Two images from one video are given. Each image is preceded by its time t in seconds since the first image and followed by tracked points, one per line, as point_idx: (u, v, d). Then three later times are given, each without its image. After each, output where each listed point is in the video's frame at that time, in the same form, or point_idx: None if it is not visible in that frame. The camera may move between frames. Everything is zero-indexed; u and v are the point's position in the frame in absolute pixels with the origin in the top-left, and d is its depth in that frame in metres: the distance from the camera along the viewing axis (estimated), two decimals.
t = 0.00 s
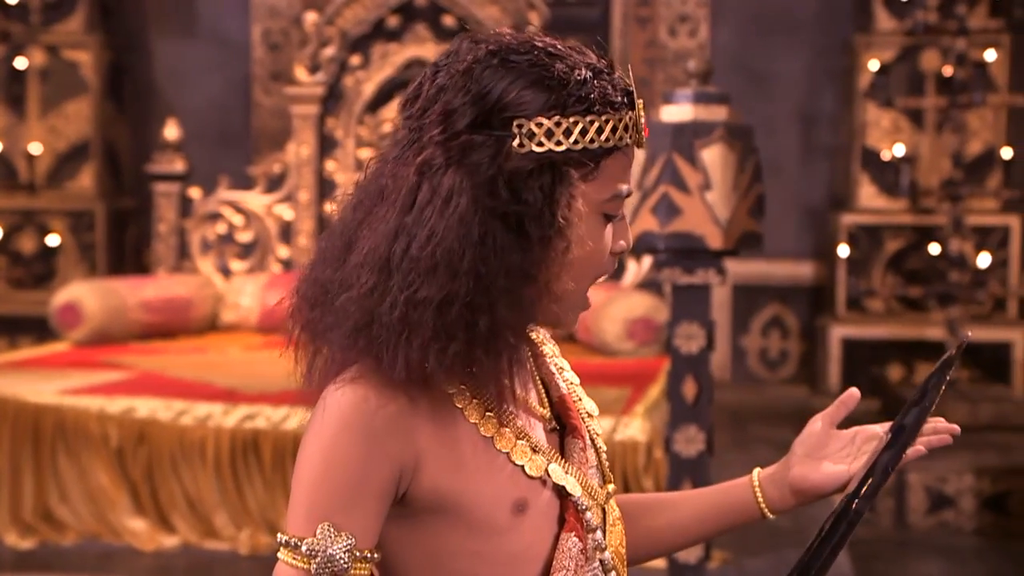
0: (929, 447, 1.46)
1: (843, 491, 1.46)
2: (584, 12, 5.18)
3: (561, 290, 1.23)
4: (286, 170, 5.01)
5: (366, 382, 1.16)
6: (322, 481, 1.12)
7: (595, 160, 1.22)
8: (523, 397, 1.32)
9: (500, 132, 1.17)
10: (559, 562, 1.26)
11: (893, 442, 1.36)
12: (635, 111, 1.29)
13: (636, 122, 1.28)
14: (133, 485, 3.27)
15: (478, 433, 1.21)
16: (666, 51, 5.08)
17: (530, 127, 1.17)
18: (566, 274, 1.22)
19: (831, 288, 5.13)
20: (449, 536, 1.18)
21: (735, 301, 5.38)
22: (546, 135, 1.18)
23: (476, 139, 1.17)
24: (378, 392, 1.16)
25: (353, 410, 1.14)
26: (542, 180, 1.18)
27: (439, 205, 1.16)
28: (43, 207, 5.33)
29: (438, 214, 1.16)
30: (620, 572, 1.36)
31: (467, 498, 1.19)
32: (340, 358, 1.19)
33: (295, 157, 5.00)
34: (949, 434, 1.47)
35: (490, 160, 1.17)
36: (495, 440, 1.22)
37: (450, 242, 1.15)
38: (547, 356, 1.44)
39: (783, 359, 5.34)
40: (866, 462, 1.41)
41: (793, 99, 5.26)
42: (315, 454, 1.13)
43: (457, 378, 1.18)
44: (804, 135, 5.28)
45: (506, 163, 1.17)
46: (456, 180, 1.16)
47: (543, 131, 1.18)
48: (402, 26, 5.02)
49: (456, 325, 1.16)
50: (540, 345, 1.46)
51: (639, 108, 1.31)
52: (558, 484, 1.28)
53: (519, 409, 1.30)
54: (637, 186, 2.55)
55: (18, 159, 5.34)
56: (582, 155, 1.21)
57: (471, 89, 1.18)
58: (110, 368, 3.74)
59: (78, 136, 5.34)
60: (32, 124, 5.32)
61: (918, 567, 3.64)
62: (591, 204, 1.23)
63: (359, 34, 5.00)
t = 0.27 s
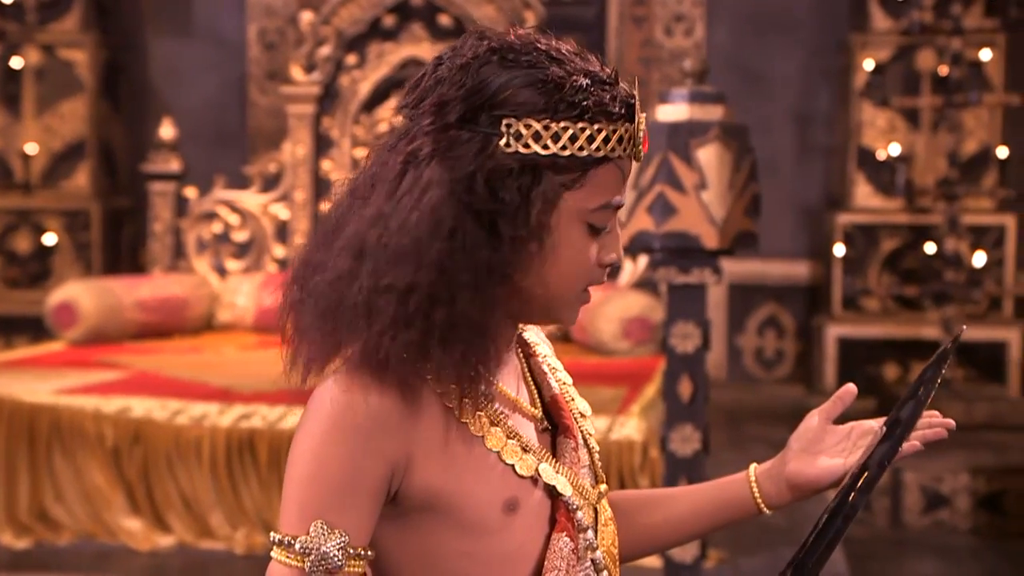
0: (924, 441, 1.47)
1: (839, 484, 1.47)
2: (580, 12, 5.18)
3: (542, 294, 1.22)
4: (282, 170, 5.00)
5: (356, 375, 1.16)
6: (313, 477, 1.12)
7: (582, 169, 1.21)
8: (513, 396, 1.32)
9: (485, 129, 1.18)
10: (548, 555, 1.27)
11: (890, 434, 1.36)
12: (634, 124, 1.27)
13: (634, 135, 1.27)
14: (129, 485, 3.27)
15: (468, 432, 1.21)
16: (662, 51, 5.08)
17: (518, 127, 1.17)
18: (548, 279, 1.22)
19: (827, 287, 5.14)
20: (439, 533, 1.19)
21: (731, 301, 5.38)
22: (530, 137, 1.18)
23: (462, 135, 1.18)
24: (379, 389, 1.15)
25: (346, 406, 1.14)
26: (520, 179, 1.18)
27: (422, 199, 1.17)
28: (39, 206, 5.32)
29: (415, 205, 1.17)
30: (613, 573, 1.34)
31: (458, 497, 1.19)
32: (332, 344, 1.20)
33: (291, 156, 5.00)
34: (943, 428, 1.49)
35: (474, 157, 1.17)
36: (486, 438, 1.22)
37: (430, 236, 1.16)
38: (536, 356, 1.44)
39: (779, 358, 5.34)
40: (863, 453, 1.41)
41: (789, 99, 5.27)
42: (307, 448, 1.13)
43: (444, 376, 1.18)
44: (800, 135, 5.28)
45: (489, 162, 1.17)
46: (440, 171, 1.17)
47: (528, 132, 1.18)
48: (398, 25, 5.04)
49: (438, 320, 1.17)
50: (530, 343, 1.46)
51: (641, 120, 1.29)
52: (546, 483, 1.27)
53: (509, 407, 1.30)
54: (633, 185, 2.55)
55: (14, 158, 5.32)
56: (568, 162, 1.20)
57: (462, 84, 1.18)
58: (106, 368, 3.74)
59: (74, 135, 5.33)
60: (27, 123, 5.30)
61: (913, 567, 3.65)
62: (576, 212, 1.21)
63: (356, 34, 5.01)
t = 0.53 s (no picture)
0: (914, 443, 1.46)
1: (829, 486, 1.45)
2: (577, 12, 5.19)
3: (512, 301, 1.21)
4: (278, 170, 5.00)
5: (342, 372, 1.16)
6: (302, 471, 1.11)
7: (559, 183, 1.19)
8: (502, 392, 1.32)
9: (463, 132, 1.17)
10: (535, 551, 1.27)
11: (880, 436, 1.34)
12: (623, 147, 1.25)
13: (622, 158, 1.25)
14: (125, 485, 3.27)
15: (457, 426, 1.22)
16: (659, 50, 5.07)
17: (498, 132, 1.16)
18: (514, 286, 1.20)
19: (823, 287, 5.15)
20: (425, 530, 1.18)
21: (728, 301, 5.38)
22: (505, 143, 1.17)
23: (443, 134, 1.17)
24: (367, 385, 1.16)
25: (335, 403, 1.13)
26: (490, 185, 1.17)
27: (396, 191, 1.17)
28: (35, 206, 5.32)
29: (390, 199, 1.16)
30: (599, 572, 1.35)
31: (446, 494, 1.19)
32: (315, 337, 1.21)
33: (288, 156, 5.00)
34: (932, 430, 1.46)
35: (451, 156, 1.16)
36: (474, 433, 1.22)
37: (399, 235, 1.15)
38: (526, 352, 1.44)
39: (775, 358, 5.34)
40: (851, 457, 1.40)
41: (786, 99, 5.27)
42: (295, 444, 1.12)
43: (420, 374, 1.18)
44: (797, 135, 5.29)
45: (462, 161, 1.16)
46: (415, 165, 1.17)
47: (504, 139, 1.17)
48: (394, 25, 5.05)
49: (408, 315, 1.16)
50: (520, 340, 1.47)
51: (636, 142, 1.27)
52: (535, 479, 1.28)
53: (499, 405, 1.30)
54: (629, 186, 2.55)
55: (10, 159, 5.32)
56: (545, 174, 1.18)
57: (451, 84, 1.18)
58: (102, 368, 3.73)
59: (70, 135, 5.33)
60: (24, 123, 5.30)
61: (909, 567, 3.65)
62: (549, 225, 1.20)
63: (352, 34, 5.02)
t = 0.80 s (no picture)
0: (904, 476, 1.41)
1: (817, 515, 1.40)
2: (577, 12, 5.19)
3: (489, 307, 1.19)
4: (280, 170, 5.00)
5: (329, 370, 1.14)
6: (294, 470, 1.11)
7: (536, 192, 1.16)
8: (496, 391, 1.28)
9: (443, 138, 1.16)
10: (521, 557, 1.24)
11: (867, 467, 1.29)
12: (609, 159, 1.20)
13: (607, 170, 1.20)
14: (126, 485, 3.27)
15: (447, 424, 1.20)
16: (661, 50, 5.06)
17: (477, 138, 1.15)
18: (492, 290, 1.18)
19: (824, 287, 5.15)
20: (417, 528, 1.17)
21: (730, 301, 5.38)
22: (479, 150, 1.15)
23: (424, 135, 1.16)
24: (358, 383, 1.13)
25: (325, 402, 1.12)
26: (462, 188, 1.15)
27: (375, 191, 1.16)
28: (37, 206, 5.33)
29: (369, 199, 1.16)
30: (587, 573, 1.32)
31: (438, 492, 1.17)
32: (290, 337, 1.18)
33: (289, 156, 5.00)
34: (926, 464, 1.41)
35: (429, 159, 1.15)
36: (465, 431, 1.21)
37: (370, 235, 1.14)
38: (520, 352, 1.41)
39: (777, 358, 5.34)
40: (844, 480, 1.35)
41: (787, 99, 5.27)
42: (286, 444, 1.12)
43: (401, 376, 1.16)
44: (799, 135, 5.29)
45: (437, 163, 1.15)
46: (395, 165, 1.16)
47: (479, 146, 1.15)
48: (396, 26, 5.06)
49: (375, 316, 1.14)
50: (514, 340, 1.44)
51: (626, 152, 1.22)
52: (524, 478, 1.25)
53: (489, 400, 1.27)
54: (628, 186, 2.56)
55: (12, 159, 5.30)
56: (521, 183, 1.16)
57: (436, 87, 1.17)
58: (102, 368, 3.74)
59: (72, 135, 5.33)
60: (26, 123, 5.30)
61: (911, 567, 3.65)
62: (526, 233, 1.17)
63: (354, 34, 5.02)
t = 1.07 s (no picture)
0: (888, 490, 1.43)
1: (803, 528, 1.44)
2: (582, 12, 5.18)
3: (476, 304, 1.22)
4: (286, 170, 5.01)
5: (327, 367, 1.18)
6: (289, 470, 1.13)
7: (526, 195, 1.18)
8: (489, 389, 1.32)
9: (438, 134, 1.18)
10: (516, 555, 1.26)
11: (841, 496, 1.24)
12: (602, 167, 1.22)
13: (598, 179, 1.22)
14: (132, 484, 3.28)
15: (441, 423, 1.22)
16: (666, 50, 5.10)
17: (469, 137, 1.17)
18: (479, 289, 1.21)
19: (831, 287, 5.14)
20: (411, 528, 1.19)
21: (736, 300, 5.38)
22: (470, 148, 1.17)
23: (420, 132, 1.19)
24: (356, 380, 1.17)
25: (321, 401, 1.15)
26: (448, 185, 1.17)
27: (368, 188, 1.20)
28: (45, 206, 5.35)
29: (363, 196, 1.20)
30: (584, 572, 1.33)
31: (432, 491, 1.20)
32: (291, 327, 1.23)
33: (295, 156, 5.01)
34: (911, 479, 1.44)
35: (421, 155, 1.18)
36: (459, 429, 1.23)
37: (358, 229, 1.19)
38: (515, 352, 1.43)
39: (783, 357, 5.34)
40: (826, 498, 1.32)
41: (793, 99, 5.27)
42: (281, 444, 1.14)
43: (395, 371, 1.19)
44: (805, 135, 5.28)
45: (429, 159, 1.18)
46: (388, 161, 1.19)
47: (470, 144, 1.17)
48: (401, 26, 5.08)
49: (361, 306, 1.18)
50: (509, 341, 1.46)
51: (621, 161, 1.24)
52: (519, 476, 1.27)
53: (482, 398, 1.30)
54: (631, 185, 2.56)
55: (20, 159, 5.36)
56: (508, 185, 1.18)
57: (436, 85, 1.20)
58: (107, 368, 3.74)
59: (79, 135, 5.35)
60: (33, 123, 5.34)
61: (916, 567, 3.64)
62: (513, 234, 1.19)
63: (359, 33, 5.03)
